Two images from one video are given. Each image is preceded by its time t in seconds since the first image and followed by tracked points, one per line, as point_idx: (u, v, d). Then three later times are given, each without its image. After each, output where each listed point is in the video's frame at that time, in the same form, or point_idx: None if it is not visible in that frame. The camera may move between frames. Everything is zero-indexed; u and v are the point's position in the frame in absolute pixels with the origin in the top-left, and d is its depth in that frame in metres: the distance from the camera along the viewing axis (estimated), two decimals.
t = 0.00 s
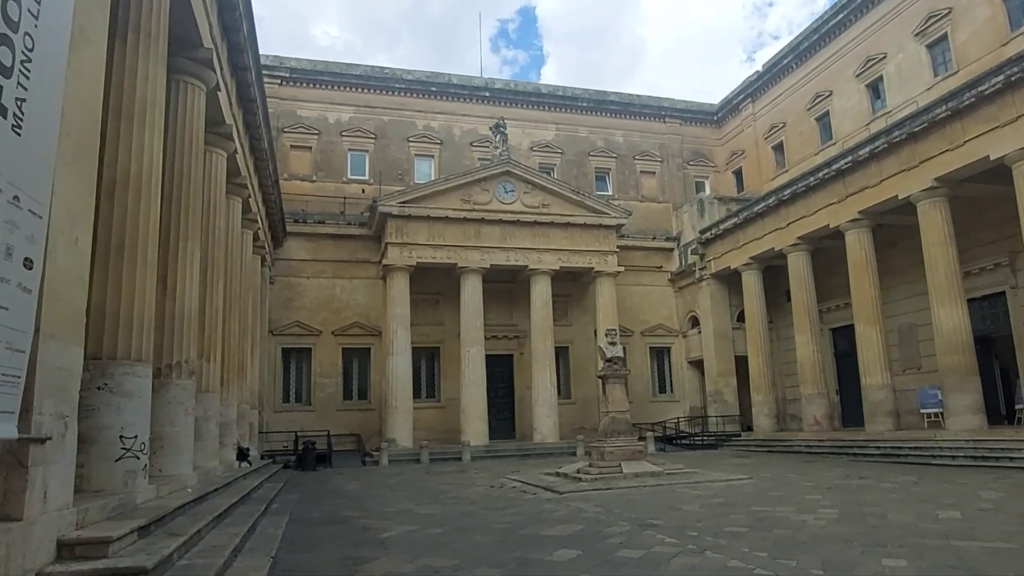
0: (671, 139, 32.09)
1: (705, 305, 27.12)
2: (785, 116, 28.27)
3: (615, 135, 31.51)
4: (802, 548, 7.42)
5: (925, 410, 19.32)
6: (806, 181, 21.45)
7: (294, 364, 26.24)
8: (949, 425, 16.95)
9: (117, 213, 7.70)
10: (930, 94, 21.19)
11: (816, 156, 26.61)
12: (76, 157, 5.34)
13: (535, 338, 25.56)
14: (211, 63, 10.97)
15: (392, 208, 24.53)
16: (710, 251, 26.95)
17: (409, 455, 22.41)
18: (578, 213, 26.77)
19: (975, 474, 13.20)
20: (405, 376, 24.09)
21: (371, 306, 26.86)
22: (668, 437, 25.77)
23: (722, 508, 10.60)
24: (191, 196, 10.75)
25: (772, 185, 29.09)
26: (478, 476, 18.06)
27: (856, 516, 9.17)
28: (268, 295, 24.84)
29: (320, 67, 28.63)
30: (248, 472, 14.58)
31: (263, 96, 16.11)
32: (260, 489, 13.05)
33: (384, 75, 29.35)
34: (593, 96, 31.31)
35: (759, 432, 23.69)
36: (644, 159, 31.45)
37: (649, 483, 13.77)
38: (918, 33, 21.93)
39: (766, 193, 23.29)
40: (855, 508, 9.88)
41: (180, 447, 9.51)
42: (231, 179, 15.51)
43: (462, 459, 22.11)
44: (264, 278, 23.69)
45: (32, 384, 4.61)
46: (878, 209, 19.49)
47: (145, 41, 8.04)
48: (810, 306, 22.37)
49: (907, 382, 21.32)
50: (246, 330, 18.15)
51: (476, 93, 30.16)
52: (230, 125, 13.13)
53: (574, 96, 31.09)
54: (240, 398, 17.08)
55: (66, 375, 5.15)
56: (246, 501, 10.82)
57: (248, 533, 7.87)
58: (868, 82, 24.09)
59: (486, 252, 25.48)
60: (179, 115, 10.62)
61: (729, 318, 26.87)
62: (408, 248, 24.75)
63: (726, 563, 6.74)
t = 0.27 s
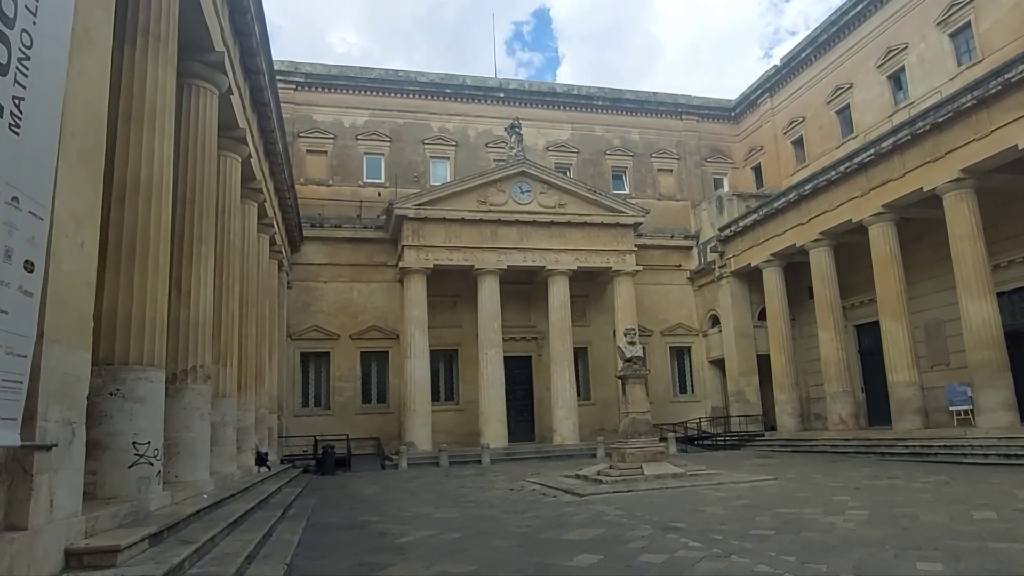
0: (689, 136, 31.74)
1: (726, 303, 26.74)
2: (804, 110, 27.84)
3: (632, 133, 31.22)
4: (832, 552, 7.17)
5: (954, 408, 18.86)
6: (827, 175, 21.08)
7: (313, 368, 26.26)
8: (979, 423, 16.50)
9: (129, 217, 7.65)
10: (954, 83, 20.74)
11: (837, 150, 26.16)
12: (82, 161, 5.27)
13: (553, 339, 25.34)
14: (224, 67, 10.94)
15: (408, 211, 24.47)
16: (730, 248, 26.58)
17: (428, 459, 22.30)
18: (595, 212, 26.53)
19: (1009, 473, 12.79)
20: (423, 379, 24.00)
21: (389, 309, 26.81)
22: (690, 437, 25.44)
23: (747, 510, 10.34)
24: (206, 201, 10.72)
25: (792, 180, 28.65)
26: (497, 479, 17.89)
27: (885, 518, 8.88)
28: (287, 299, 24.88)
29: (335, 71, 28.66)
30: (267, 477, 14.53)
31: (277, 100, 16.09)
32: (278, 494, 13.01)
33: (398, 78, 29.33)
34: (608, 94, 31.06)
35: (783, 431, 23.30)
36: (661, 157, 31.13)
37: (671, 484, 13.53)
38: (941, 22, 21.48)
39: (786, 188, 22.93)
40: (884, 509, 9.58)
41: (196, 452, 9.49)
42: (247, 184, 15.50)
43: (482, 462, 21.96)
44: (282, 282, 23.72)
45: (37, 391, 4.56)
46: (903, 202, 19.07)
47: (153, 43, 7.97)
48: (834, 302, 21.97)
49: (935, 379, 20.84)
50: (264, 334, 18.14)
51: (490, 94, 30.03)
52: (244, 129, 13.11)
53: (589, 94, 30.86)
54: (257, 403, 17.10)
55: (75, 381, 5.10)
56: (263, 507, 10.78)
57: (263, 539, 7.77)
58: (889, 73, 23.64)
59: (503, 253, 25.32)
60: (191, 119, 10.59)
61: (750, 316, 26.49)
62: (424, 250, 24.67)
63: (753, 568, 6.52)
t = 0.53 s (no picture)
0: (696, 133, 31.49)
1: (736, 302, 26.46)
2: (813, 105, 27.55)
3: (639, 131, 31.01)
4: (852, 553, 6.95)
5: (970, 404, 18.54)
6: (838, 169, 20.79)
7: (321, 372, 26.17)
8: (998, 419, 16.19)
9: (128, 219, 7.52)
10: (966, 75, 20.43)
11: (847, 145, 25.86)
12: (72, 160, 5.13)
13: (562, 339, 25.15)
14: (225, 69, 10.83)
15: (415, 213, 24.35)
16: (740, 246, 26.31)
17: (438, 462, 22.14)
18: (603, 211, 26.33)
19: None
20: (432, 382, 23.84)
21: (397, 312, 26.69)
22: (702, 437, 25.18)
23: (763, 511, 10.12)
24: (209, 203, 10.61)
25: (802, 176, 28.35)
26: (507, 481, 17.71)
27: (905, 518, 8.65)
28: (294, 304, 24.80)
29: (340, 75, 28.60)
30: (275, 483, 14.40)
31: (281, 103, 16.00)
32: (286, 499, 12.89)
33: (403, 80, 29.25)
34: (614, 93, 30.87)
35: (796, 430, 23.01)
36: (669, 155, 30.90)
37: (684, 485, 13.31)
38: (951, 13, 21.20)
39: (796, 184, 22.66)
40: (903, 508, 9.34)
41: (202, 458, 9.39)
42: (251, 187, 15.40)
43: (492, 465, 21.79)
44: (290, 286, 23.63)
45: (27, 397, 4.44)
46: (915, 196, 18.78)
47: (150, 43, 7.87)
48: (846, 298, 21.68)
49: (951, 375, 20.51)
50: (271, 339, 18.05)
51: (496, 95, 29.89)
52: (247, 132, 13.01)
53: (595, 93, 30.67)
54: (265, 407, 16.98)
55: (69, 386, 4.97)
56: (270, 512, 10.65)
57: (268, 546, 7.63)
58: (899, 66, 23.34)
59: (510, 254, 25.16)
60: (192, 121, 10.48)
61: (761, 314, 26.20)
62: (431, 252, 24.54)
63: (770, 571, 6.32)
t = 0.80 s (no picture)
0: (700, 130, 31.23)
1: (742, 299, 26.21)
2: (818, 100, 27.27)
3: (642, 128, 30.78)
4: (865, 557, 6.74)
5: (982, 401, 18.27)
6: (845, 164, 20.52)
7: (324, 373, 26.02)
8: (1010, 416, 15.92)
9: (119, 216, 7.32)
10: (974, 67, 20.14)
11: (853, 140, 25.59)
12: (54, 154, 4.94)
13: (567, 338, 24.94)
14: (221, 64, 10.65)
15: (417, 212, 24.17)
16: (745, 242, 26.06)
17: (442, 462, 21.96)
18: (606, 208, 26.09)
19: None
20: (435, 382, 23.65)
21: (400, 312, 26.51)
22: (708, 436, 24.94)
23: (772, 512, 9.90)
24: (206, 202, 10.44)
25: (808, 172, 28.07)
26: (512, 482, 17.51)
27: (920, 519, 8.41)
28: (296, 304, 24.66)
29: (341, 73, 28.43)
30: (277, 485, 14.24)
31: (280, 101, 15.83)
32: (287, 502, 12.72)
33: (405, 78, 29.07)
34: (618, 90, 30.64)
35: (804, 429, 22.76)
36: (672, 152, 30.64)
37: (691, 486, 13.09)
38: (959, 5, 20.93)
39: (802, 179, 22.39)
40: (917, 509, 9.10)
41: (199, 461, 9.24)
42: (250, 186, 15.24)
43: (497, 465, 21.60)
44: (292, 287, 23.50)
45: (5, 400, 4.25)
46: (923, 191, 18.52)
47: (142, 37, 7.70)
48: (854, 295, 21.42)
49: (962, 372, 20.23)
50: (272, 339, 17.89)
51: (498, 92, 29.69)
52: (245, 129, 12.84)
53: (598, 90, 30.44)
54: (266, 409, 16.81)
55: (53, 389, 4.79)
56: (270, 516, 10.47)
57: (265, 552, 7.46)
58: (906, 59, 23.07)
59: (514, 252, 24.96)
60: (187, 117, 10.31)
61: (768, 311, 25.94)
62: (434, 251, 24.36)
63: None
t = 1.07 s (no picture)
0: (704, 125, 30.98)
1: (747, 296, 25.98)
2: (823, 95, 27.00)
3: (645, 124, 30.55)
4: (872, 558, 6.54)
5: (990, 399, 18.01)
6: (850, 158, 20.28)
7: (326, 372, 25.89)
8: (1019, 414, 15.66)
9: (106, 210, 7.16)
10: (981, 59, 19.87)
11: (859, 135, 25.31)
12: (31, 143, 4.78)
13: (570, 336, 24.76)
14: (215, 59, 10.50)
15: (419, 209, 24.02)
16: (750, 239, 25.83)
17: (444, 461, 21.81)
18: (609, 205, 25.89)
19: None
20: (437, 380, 23.50)
21: (402, 309, 26.37)
22: (713, 435, 24.73)
23: (776, 512, 9.71)
24: (201, 197, 10.30)
25: (813, 167, 27.80)
26: (514, 481, 17.35)
27: (928, 519, 8.20)
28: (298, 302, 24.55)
29: (342, 70, 28.30)
30: (276, 485, 14.10)
31: (279, 96, 15.69)
32: (285, 501, 12.58)
33: (406, 74, 28.90)
34: (621, 85, 30.42)
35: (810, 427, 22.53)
36: (676, 147, 30.41)
37: (695, 485, 12.90)
38: None
39: (807, 174, 22.15)
40: (924, 509, 8.90)
41: (192, 460, 9.13)
42: (249, 182, 15.11)
43: (499, 464, 21.44)
44: (293, 284, 23.38)
45: None
46: (930, 185, 18.26)
47: (131, 29, 7.55)
48: (860, 291, 21.18)
49: (970, 369, 19.96)
50: (272, 337, 17.78)
51: (500, 88, 29.49)
52: (242, 125, 12.69)
53: (601, 86, 30.22)
54: (265, 407, 16.68)
55: (31, 386, 4.64)
56: (266, 516, 10.33)
57: (257, 553, 7.30)
58: (912, 52, 22.80)
59: (516, 249, 24.78)
60: (181, 112, 10.17)
61: (772, 308, 25.70)
62: (436, 248, 24.19)
63: None
